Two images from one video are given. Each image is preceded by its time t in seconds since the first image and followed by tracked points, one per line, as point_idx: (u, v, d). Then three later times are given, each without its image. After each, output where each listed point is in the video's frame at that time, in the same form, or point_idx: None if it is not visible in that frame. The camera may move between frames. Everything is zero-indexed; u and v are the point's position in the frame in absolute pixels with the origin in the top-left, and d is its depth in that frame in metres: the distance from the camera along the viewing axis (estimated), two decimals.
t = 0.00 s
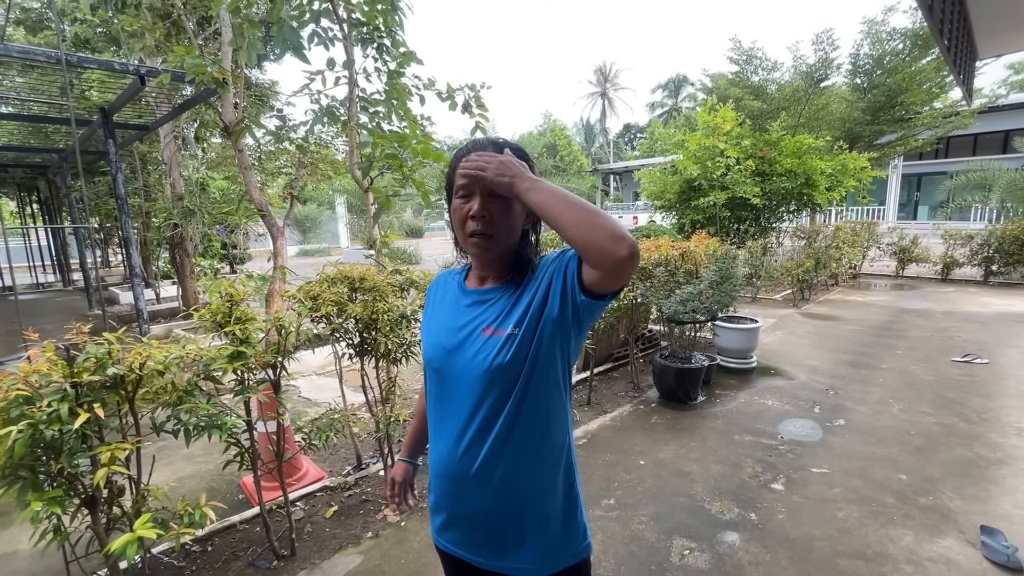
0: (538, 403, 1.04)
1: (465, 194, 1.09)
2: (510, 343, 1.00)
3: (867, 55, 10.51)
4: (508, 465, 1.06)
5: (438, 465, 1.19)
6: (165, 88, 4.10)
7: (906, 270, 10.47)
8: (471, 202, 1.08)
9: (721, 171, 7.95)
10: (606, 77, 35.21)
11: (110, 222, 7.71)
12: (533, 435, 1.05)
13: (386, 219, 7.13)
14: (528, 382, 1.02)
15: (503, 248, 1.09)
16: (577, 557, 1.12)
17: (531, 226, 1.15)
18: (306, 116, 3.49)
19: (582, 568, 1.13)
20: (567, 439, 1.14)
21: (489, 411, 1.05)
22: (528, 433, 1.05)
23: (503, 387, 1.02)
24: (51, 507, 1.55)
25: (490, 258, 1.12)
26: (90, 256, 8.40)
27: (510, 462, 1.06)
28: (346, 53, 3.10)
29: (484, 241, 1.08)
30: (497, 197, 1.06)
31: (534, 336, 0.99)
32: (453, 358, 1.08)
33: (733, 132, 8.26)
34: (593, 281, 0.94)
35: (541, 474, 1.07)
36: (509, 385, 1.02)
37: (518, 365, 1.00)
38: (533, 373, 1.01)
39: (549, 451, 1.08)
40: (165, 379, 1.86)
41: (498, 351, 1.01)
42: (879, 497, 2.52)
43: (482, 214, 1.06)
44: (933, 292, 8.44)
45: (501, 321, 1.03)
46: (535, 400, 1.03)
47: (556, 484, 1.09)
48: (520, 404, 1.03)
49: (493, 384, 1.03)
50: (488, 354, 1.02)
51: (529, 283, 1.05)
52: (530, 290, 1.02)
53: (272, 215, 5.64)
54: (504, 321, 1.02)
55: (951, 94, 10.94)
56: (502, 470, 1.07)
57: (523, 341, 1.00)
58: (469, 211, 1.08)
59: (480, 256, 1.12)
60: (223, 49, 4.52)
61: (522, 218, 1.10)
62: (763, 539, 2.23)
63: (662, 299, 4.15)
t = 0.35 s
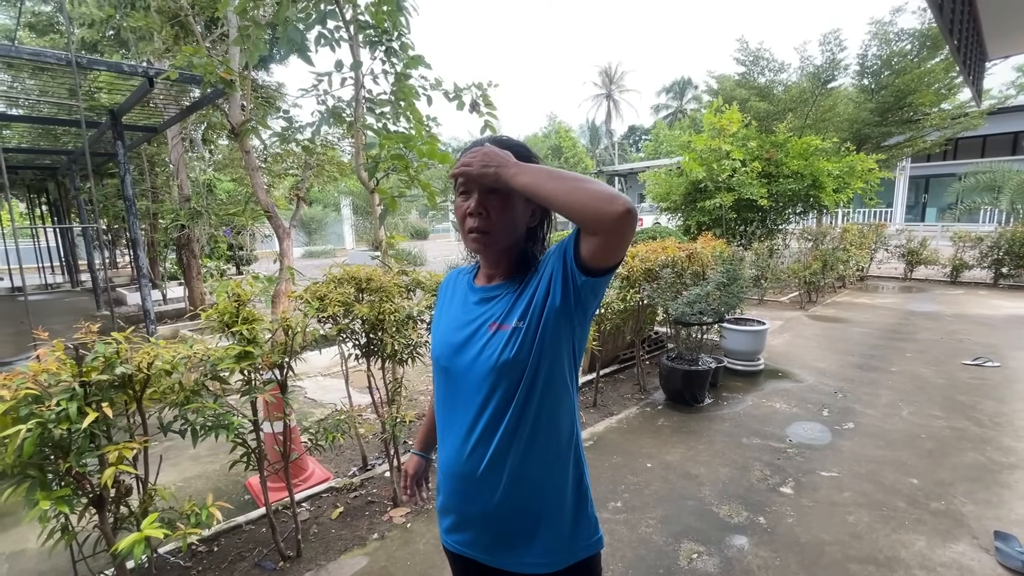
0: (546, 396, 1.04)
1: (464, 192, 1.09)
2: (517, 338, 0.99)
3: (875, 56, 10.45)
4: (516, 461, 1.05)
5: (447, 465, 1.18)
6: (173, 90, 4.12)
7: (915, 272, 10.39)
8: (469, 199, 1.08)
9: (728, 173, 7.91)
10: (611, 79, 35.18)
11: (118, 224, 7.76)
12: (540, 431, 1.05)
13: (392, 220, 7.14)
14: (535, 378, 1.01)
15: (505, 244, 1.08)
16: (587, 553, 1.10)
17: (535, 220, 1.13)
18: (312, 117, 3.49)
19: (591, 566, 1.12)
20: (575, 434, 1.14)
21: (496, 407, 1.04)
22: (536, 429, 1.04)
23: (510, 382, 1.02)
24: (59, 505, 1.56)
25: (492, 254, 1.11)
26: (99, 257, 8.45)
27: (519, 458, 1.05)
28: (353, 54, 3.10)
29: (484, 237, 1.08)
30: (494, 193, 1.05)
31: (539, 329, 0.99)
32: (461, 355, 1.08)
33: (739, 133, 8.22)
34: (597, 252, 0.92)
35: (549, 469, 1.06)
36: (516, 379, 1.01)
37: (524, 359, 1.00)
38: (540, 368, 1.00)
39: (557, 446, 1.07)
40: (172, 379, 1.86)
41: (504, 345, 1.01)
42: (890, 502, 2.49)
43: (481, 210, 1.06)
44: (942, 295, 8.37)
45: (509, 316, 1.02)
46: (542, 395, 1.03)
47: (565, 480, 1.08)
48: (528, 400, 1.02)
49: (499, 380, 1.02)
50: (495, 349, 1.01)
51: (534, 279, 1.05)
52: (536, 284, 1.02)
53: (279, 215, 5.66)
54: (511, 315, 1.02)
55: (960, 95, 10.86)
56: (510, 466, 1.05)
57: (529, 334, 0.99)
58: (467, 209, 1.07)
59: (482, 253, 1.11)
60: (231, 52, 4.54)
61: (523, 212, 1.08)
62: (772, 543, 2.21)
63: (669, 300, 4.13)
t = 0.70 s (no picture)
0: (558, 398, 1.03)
1: (477, 189, 1.09)
2: (529, 339, 0.98)
3: (885, 57, 10.37)
4: (529, 463, 1.05)
5: (458, 464, 1.18)
6: (182, 90, 4.14)
7: (924, 275, 10.30)
8: (482, 195, 1.07)
9: (735, 174, 7.87)
10: (617, 80, 35.13)
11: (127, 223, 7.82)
12: (553, 432, 1.04)
13: (398, 220, 7.15)
14: (548, 380, 1.00)
15: (516, 243, 1.08)
16: (600, 557, 1.10)
17: (549, 222, 1.11)
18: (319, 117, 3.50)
19: (604, 567, 1.11)
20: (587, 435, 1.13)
21: (508, 407, 1.03)
22: (549, 430, 1.03)
23: (523, 384, 1.01)
24: (68, 502, 1.56)
25: (503, 253, 1.11)
26: (107, 257, 8.52)
27: (532, 459, 1.04)
28: (360, 54, 3.11)
29: (494, 236, 1.08)
30: (507, 192, 1.04)
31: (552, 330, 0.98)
32: (472, 355, 1.07)
33: (747, 134, 8.17)
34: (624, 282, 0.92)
35: (562, 472, 1.06)
36: (529, 382, 1.00)
37: (535, 361, 0.99)
38: (554, 369, 1.00)
39: (570, 448, 1.06)
40: (181, 377, 1.87)
41: (516, 347, 1.00)
42: (901, 506, 2.46)
43: (492, 208, 1.05)
44: (952, 298, 8.28)
45: (521, 315, 1.01)
46: (555, 398, 1.02)
47: (577, 482, 1.07)
48: (540, 402, 1.01)
49: (511, 381, 1.01)
50: (507, 349, 1.00)
51: (546, 280, 1.04)
52: (547, 285, 1.01)
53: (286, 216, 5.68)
54: (522, 317, 1.01)
55: (970, 96, 10.76)
56: (523, 466, 1.05)
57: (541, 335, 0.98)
58: (479, 205, 1.07)
59: (493, 251, 1.11)
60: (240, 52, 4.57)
61: (535, 211, 1.07)
62: (781, 547, 2.18)
63: (676, 302, 4.11)
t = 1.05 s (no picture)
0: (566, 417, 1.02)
1: (479, 193, 1.11)
2: (539, 357, 0.97)
3: (892, 57, 10.31)
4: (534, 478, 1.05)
5: (464, 470, 1.18)
6: (188, 90, 4.16)
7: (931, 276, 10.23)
8: (485, 199, 1.08)
9: (740, 175, 7.84)
10: (622, 80, 35.05)
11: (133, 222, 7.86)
12: (558, 451, 1.03)
13: (401, 220, 7.15)
14: (555, 398, 1.00)
15: (518, 245, 1.07)
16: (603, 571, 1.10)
17: (553, 228, 1.11)
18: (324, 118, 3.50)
19: None
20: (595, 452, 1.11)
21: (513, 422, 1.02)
22: (554, 450, 1.03)
23: (529, 402, 1.00)
24: (73, 501, 1.56)
25: (510, 258, 1.10)
26: (114, 255, 8.57)
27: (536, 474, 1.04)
28: (364, 54, 3.11)
29: (498, 237, 1.08)
30: (508, 193, 1.06)
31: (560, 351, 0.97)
32: (478, 366, 1.06)
33: (752, 135, 8.13)
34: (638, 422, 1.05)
35: (566, 487, 1.05)
36: (536, 400, 0.99)
37: (543, 380, 0.97)
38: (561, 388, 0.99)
39: (575, 464, 1.06)
40: (186, 377, 1.87)
41: (523, 364, 0.98)
42: (907, 511, 2.44)
43: (494, 211, 1.06)
44: (959, 300, 8.22)
45: (530, 330, 1.00)
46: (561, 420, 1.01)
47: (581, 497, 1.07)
48: (547, 419, 1.01)
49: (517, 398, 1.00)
50: (514, 366, 0.99)
51: (558, 294, 1.02)
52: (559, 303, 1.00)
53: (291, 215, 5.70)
54: (530, 333, 0.99)
55: (978, 97, 10.68)
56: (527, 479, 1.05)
57: (549, 356, 0.97)
58: (481, 210, 1.08)
59: (497, 255, 1.11)
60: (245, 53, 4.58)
61: (537, 214, 1.08)
62: (786, 551, 2.17)
63: (680, 303, 4.10)
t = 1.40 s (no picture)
0: (579, 424, 1.05)
1: (496, 185, 1.11)
2: (557, 365, 1.00)
3: (895, 56, 10.27)
4: (546, 481, 1.07)
5: (470, 473, 1.18)
6: (191, 89, 4.18)
7: (934, 276, 10.21)
8: (499, 193, 1.09)
9: (742, 174, 7.83)
10: (624, 79, 35.00)
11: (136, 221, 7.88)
12: (571, 456, 1.06)
13: (403, 219, 7.17)
14: (570, 403, 1.02)
15: (531, 243, 1.08)
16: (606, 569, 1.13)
17: (566, 229, 1.13)
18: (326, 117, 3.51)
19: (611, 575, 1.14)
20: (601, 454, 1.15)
21: (528, 431, 1.03)
22: (567, 455, 1.06)
23: (546, 411, 1.01)
24: (79, 498, 1.58)
25: (523, 255, 1.11)
26: (117, 253, 8.61)
27: (549, 477, 1.06)
28: (366, 54, 3.12)
29: (513, 233, 1.08)
30: (524, 187, 1.06)
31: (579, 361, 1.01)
32: (491, 374, 1.05)
33: (754, 135, 8.12)
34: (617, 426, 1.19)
35: (577, 488, 1.08)
36: (553, 409, 1.02)
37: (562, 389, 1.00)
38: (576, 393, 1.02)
39: (586, 465, 1.09)
40: (190, 375, 1.89)
41: (541, 374, 0.99)
42: (908, 510, 2.45)
43: (507, 204, 1.07)
44: (962, 300, 8.21)
45: (546, 339, 1.01)
46: (576, 427, 1.05)
47: (591, 496, 1.10)
48: (563, 424, 1.03)
49: (536, 407, 1.01)
50: (533, 376, 0.99)
51: (573, 303, 1.05)
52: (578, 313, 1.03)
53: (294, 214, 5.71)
54: (548, 344, 1.01)
55: (982, 96, 10.64)
56: (539, 482, 1.06)
57: (568, 365, 1.00)
58: (496, 202, 1.08)
59: (508, 252, 1.11)
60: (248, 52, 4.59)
61: (552, 214, 1.09)
62: (787, 550, 2.18)
63: (682, 303, 4.10)
